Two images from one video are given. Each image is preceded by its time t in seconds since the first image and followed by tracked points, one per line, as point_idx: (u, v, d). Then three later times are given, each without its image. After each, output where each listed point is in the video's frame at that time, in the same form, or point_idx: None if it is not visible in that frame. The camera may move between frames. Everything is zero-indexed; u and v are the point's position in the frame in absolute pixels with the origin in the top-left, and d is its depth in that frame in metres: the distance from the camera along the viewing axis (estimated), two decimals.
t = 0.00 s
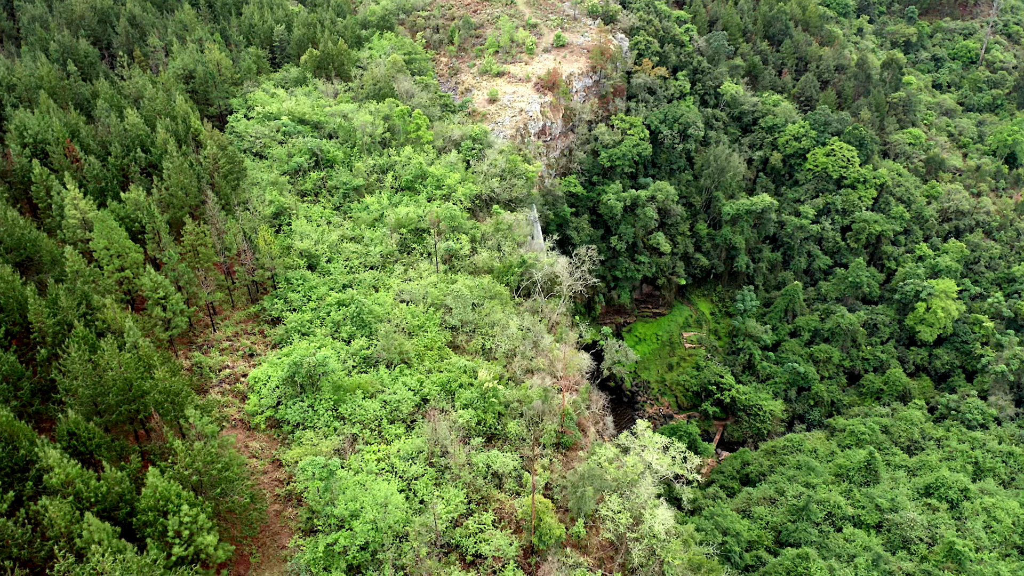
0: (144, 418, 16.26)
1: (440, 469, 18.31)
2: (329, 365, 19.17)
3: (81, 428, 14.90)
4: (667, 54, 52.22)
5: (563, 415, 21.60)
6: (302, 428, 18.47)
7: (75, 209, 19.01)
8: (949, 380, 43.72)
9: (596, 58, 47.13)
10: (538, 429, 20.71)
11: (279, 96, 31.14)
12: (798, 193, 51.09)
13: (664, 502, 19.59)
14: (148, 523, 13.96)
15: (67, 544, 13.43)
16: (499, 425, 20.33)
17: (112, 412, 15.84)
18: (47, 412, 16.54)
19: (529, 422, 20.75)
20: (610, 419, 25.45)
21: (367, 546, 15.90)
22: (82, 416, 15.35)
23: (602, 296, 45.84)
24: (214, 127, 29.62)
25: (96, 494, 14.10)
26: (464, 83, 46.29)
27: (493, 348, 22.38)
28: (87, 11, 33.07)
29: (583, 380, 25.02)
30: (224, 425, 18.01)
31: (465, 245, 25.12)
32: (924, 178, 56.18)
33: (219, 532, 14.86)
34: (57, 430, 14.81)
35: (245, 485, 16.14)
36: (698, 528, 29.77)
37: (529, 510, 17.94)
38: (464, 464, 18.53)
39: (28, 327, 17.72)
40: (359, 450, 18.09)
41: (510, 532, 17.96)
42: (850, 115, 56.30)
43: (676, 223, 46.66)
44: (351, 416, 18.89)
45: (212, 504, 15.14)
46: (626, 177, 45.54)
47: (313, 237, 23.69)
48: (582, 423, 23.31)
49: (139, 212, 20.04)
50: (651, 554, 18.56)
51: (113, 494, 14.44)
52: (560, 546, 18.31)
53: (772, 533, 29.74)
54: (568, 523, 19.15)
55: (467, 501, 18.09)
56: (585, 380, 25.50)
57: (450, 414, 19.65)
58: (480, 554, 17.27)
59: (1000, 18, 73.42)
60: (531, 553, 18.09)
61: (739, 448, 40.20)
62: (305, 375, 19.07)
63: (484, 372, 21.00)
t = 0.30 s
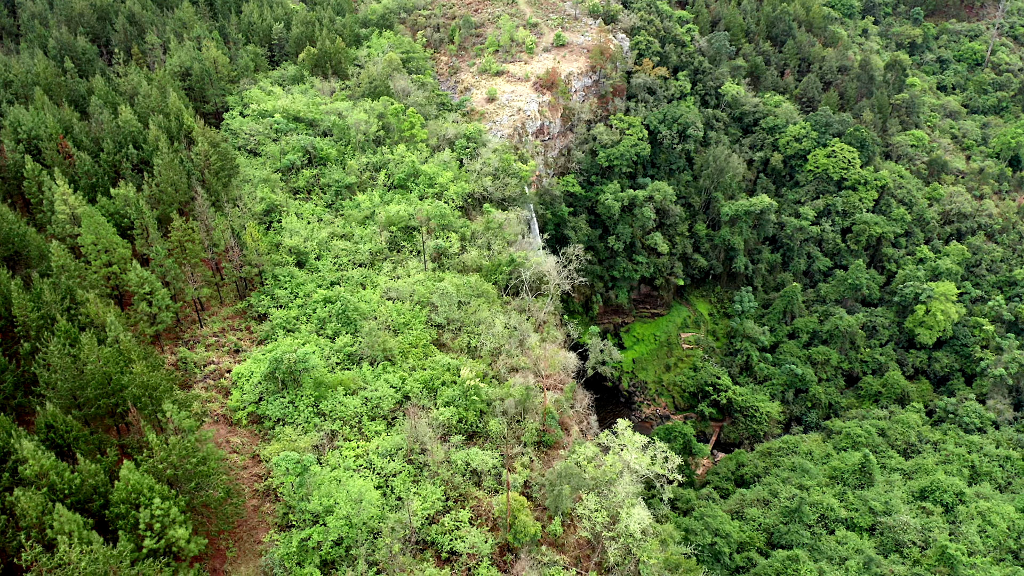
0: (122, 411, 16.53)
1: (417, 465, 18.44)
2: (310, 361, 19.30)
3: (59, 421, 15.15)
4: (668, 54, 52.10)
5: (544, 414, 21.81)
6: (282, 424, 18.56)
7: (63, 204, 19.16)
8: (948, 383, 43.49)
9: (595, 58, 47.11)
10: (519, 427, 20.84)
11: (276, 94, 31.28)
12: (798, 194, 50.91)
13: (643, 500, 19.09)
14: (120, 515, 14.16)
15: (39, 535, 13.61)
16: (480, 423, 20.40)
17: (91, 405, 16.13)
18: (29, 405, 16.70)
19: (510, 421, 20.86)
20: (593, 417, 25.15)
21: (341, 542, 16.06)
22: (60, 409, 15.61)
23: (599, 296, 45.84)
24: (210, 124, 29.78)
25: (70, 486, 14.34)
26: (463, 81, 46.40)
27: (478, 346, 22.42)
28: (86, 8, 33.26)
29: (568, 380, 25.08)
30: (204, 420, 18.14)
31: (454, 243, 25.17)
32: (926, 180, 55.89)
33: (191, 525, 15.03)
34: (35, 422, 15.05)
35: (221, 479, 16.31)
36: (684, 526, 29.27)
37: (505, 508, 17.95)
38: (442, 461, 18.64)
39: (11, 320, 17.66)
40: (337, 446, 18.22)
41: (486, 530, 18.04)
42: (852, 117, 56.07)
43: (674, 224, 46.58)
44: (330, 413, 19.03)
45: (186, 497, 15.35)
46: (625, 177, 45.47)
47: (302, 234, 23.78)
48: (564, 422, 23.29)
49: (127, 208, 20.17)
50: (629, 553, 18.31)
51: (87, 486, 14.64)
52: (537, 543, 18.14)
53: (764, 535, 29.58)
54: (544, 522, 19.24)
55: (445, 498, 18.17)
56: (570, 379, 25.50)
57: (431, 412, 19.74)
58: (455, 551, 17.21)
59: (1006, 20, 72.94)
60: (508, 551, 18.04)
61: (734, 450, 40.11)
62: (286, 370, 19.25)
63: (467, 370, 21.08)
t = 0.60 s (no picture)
0: (101, 405, 16.71)
1: (395, 462, 18.56)
2: (290, 357, 19.38)
3: (36, 413, 15.35)
4: (667, 54, 52.00)
5: (524, 412, 21.78)
6: (262, 420, 18.63)
7: (51, 199, 19.35)
8: (946, 386, 43.27)
9: (594, 58, 47.04)
10: (499, 425, 20.87)
11: (271, 91, 31.39)
12: (798, 195, 50.75)
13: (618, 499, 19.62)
14: (91, 506, 14.25)
15: (10, 524, 13.75)
16: (461, 420, 20.39)
17: (70, 398, 16.34)
18: (11, 397, 16.94)
19: (492, 418, 20.91)
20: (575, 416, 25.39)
21: (313, 537, 16.20)
22: (38, 401, 15.81)
23: (596, 296, 45.83)
24: (205, 120, 29.94)
25: (43, 477, 14.51)
26: (462, 80, 46.71)
27: (462, 344, 22.46)
28: (84, 5, 33.41)
29: (552, 377, 25.00)
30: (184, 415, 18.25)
31: (443, 241, 25.18)
32: (928, 181, 55.61)
33: (163, 518, 15.09)
34: (13, 414, 15.26)
35: (197, 473, 16.40)
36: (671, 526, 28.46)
37: (480, 504, 18.00)
38: (420, 458, 18.73)
39: None
40: (315, 442, 18.39)
41: (461, 526, 18.01)
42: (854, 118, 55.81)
43: (672, 224, 46.50)
44: (310, 409, 19.17)
45: (159, 491, 15.44)
46: (623, 177, 45.40)
47: (291, 231, 23.87)
48: (546, 420, 23.19)
49: (116, 203, 20.31)
50: (603, 551, 18.58)
51: (61, 478, 14.79)
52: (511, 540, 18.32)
53: (755, 536, 29.43)
54: (518, 518, 19.17)
55: (421, 495, 18.27)
56: (555, 376, 25.50)
57: (410, 409, 19.88)
58: (429, 547, 17.33)
59: (1012, 22, 72.54)
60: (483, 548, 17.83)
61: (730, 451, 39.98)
62: (266, 366, 19.25)
63: (449, 367, 21.15)
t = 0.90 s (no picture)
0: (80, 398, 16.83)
1: (372, 458, 18.63)
2: (271, 353, 19.47)
3: (13, 405, 15.49)
4: (667, 55, 51.91)
5: (503, 410, 21.43)
6: (240, 415, 18.72)
7: (40, 194, 19.54)
8: (944, 389, 43.05)
9: (593, 57, 46.97)
10: (479, 422, 20.89)
11: (267, 89, 31.52)
12: (797, 196, 50.60)
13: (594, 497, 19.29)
14: (63, 497, 14.33)
15: None
16: (440, 417, 20.38)
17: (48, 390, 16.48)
18: None
19: (472, 416, 20.95)
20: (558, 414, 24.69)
21: (286, 531, 16.31)
22: (16, 393, 15.94)
23: (593, 295, 45.89)
24: (201, 117, 30.11)
25: (17, 468, 14.60)
26: (461, 79, 46.79)
27: (446, 342, 22.53)
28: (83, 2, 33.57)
29: (535, 375, 24.59)
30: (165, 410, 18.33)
31: (431, 239, 25.22)
32: (929, 184, 55.37)
33: (135, 510, 15.26)
34: None
35: (172, 467, 16.49)
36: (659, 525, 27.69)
37: (453, 501, 17.82)
38: (396, 454, 18.78)
39: None
40: (292, 437, 18.48)
41: (435, 523, 17.91)
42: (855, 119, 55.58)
43: (670, 224, 46.41)
44: (289, 404, 19.25)
45: (132, 484, 15.53)
46: (620, 177, 45.37)
47: (279, 228, 23.99)
48: (527, 418, 22.72)
49: (104, 199, 20.50)
50: (577, 550, 18.31)
51: (35, 469, 14.90)
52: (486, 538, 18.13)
53: (746, 537, 29.33)
54: (493, 515, 19.07)
55: (397, 491, 18.25)
56: (539, 374, 25.35)
57: (389, 405, 19.93)
58: (403, 543, 17.27)
59: (1018, 24, 72.11)
60: (457, 543, 17.74)
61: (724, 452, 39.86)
62: (245, 361, 19.37)
63: (432, 365, 21.20)
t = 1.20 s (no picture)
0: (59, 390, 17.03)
1: (348, 454, 18.76)
2: (251, 348, 19.57)
3: None
4: (667, 54, 51.84)
5: (481, 407, 21.38)
6: (219, 409, 18.80)
7: (28, 189, 19.75)
8: (942, 392, 42.83)
9: (592, 56, 46.98)
10: (458, 419, 20.91)
11: (262, 86, 31.64)
12: (796, 197, 50.46)
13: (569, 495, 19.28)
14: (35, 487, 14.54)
15: None
16: (419, 414, 20.41)
17: (27, 383, 16.67)
18: None
19: (450, 413, 20.97)
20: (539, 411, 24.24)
21: (258, 524, 16.42)
22: None
23: (589, 295, 45.96)
24: (196, 114, 30.26)
25: None
26: (459, 78, 46.94)
27: (429, 339, 22.54)
28: None
29: (520, 374, 24.44)
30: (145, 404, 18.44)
31: (419, 236, 25.27)
32: (930, 186, 55.14)
33: (107, 502, 15.41)
34: None
35: (148, 460, 16.66)
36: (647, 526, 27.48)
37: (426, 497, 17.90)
38: (372, 450, 18.93)
39: None
40: (269, 432, 18.56)
41: (409, 518, 18.02)
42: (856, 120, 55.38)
43: (667, 225, 46.35)
44: (268, 400, 19.34)
45: (105, 476, 15.71)
46: (617, 177, 45.33)
47: (268, 224, 24.11)
48: (507, 415, 22.63)
49: (91, 194, 20.62)
50: (550, 547, 18.32)
51: (10, 460, 15.06)
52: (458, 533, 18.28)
53: (735, 538, 29.31)
54: (467, 512, 19.14)
55: (372, 486, 18.42)
56: (523, 372, 25.27)
57: (367, 402, 20.06)
58: (376, 539, 17.44)
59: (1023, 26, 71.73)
60: (429, 539, 17.76)
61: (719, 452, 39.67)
62: (224, 355, 19.36)
63: (413, 362, 21.27)
